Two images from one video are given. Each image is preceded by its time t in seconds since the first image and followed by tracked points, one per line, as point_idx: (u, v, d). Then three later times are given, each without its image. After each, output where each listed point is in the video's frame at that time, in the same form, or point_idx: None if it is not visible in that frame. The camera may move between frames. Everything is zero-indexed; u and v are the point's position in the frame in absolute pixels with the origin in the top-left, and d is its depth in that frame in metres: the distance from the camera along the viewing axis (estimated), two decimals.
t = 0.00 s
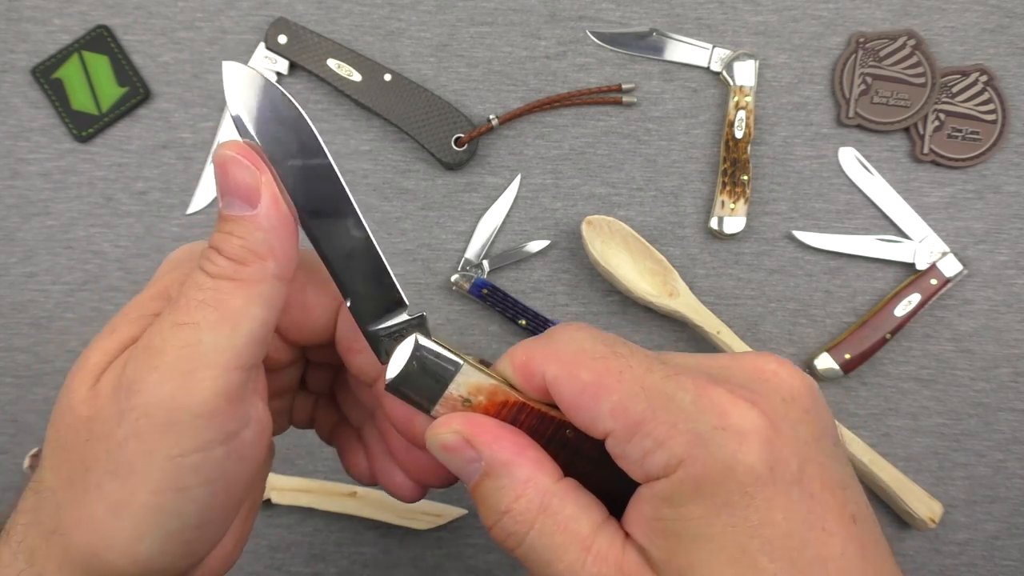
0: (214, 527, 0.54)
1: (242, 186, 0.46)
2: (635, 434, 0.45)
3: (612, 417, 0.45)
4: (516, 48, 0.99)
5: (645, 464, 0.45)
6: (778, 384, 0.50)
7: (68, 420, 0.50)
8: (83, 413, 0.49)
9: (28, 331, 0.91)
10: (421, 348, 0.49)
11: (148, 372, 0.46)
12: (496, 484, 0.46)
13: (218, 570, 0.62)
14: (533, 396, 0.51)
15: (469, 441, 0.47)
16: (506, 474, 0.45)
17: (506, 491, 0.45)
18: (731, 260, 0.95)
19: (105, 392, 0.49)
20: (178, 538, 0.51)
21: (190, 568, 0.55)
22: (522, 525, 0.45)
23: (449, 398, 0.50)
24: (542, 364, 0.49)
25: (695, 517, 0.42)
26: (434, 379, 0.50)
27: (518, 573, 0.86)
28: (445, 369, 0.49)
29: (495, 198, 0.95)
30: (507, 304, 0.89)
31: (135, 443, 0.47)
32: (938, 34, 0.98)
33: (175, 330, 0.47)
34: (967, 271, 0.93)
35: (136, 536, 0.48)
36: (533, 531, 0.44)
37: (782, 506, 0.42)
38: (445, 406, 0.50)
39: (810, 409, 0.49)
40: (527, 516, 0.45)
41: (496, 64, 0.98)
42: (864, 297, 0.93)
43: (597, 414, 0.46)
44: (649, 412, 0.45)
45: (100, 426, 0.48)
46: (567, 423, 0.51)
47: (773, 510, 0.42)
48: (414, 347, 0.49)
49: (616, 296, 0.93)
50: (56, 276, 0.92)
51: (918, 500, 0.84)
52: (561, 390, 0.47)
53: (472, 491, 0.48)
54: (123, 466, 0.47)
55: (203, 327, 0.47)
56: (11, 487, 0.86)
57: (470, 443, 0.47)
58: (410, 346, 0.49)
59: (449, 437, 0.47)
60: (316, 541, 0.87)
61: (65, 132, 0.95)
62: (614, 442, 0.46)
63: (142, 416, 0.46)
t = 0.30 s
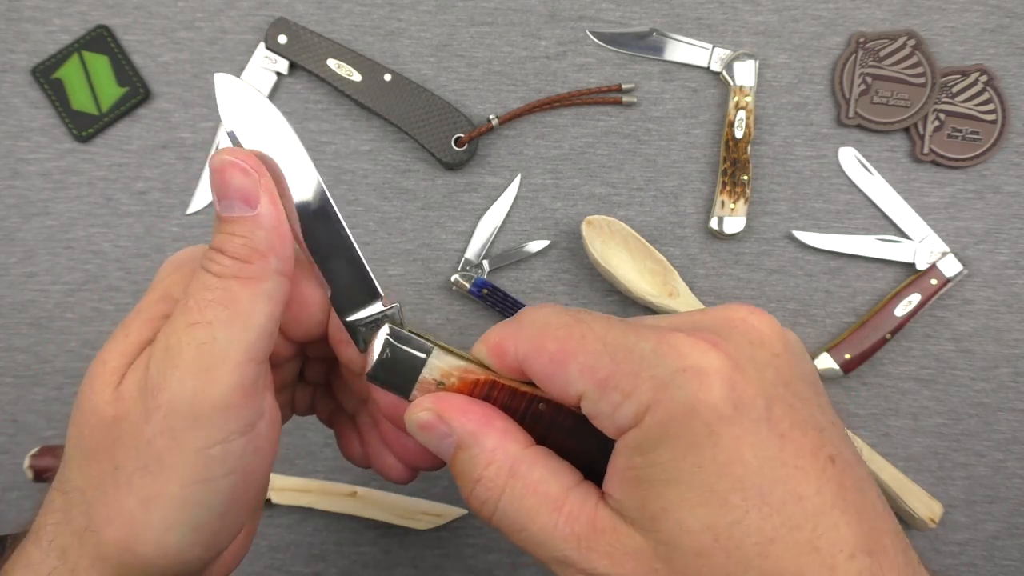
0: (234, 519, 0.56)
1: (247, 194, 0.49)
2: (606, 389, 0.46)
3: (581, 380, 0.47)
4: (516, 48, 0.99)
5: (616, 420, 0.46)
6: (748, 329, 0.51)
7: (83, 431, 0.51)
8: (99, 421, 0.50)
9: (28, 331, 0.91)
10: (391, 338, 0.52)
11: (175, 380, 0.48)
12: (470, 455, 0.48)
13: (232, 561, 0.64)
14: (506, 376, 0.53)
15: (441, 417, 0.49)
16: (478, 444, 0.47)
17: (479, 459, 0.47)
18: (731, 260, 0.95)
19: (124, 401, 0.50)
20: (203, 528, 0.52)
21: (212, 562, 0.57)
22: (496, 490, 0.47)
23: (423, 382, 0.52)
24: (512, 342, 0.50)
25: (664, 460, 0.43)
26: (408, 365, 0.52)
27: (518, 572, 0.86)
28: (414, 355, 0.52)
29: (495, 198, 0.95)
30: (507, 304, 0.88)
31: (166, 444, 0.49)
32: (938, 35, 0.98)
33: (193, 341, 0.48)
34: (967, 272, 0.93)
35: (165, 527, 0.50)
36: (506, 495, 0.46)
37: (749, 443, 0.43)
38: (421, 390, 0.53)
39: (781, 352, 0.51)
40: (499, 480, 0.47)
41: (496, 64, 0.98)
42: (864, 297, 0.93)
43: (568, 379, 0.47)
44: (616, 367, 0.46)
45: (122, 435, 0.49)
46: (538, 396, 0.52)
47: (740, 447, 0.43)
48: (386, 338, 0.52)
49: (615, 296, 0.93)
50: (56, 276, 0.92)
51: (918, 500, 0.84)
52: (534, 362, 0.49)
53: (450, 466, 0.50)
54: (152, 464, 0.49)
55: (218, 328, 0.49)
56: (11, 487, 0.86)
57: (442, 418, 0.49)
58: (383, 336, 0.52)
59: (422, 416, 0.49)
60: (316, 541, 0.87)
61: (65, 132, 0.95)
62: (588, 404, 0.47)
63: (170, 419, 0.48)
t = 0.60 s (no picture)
0: None
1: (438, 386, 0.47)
2: (581, 366, 0.47)
3: (560, 359, 0.48)
4: (516, 48, 0.98)
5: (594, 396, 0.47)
6: (717, 301, 0.50)
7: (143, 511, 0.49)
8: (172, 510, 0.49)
9: (27, 331, 0.91)
10: (388, 340, 0.54)
11: (289, 494, 0.48)
12: (458, 440, 0.49)
13: None
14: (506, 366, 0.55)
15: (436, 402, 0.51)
16: (466, 427, 0.49)
17: (465, 441, 0.48)
18: (731, 260, 0.94)
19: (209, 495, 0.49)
20: None
21: None
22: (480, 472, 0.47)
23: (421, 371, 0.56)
24: (500, 331, 0.53)
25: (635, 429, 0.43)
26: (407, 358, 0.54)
27: (518, 572, 0.86)
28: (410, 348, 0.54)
29: (495, 198, 0.95)
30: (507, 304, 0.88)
31: (255, 550, 0.49)
32: (938, 34, 0.98)
33: (318, 459, 0.48)
34: (967, 271, 0.93)
35: None
36: (487, 476, 0.46)
37: (714, 407, 0.43)
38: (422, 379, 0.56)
39: (750, 323, 0.50)
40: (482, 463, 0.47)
41: (496, 64, 0.98)
42: (864, 297, 0.93)
43: (548, 361, 0.49)
44: (587, 343, 0.47)
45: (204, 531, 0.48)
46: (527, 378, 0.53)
47: (705, 411, 0.43)
48: (384, 340, 0.54)
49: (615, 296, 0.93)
50: (56, 276, 0.92)
51: (918, 500, 0.83)
52: (521, 346, 0.51)
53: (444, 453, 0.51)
54: (231, 554, 0.49)
55: (349, 467, 0.48)
56: (10, 488, 0.86)
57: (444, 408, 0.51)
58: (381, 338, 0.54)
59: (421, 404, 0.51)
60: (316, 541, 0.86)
61: (65, 132, 0.95)
62: (568, 382, 0.48)
63: (270, 525, 0.48)
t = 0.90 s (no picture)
0: None
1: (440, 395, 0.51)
2: (578, 367, 0.48)
3: (559, 362, 0.49)
4: (516, 48, 0.98)
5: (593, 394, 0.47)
6: (706, 291, 0.50)
7: (150, 476, 0.50)
8: (179, 478, 0.50)
9: (27, 332, 0.91)
10: (407, 351, 0.56)
11: (289, 478, 0.50)
12: (483, 449, 0.51)
13: None
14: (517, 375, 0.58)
15: (461, 417, 0.52)
16: (488, 437, 0.51)
17: (489, 449, 0.50)
18: (731, 260, 0.94)
19: (215, 468, 0.50)
20: None
21: None
22: (507, 476, 0.49)
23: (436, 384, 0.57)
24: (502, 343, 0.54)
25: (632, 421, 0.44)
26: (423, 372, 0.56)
27: (518, 572, 0.86)
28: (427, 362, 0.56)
29: (495, 198, 0.95)
30: (507, 304, 0.88)
31: (254, 526, 0.50)
32: (938, 34, 0.98)
33: (319, 449, 0.50)
34: (967, 271, 0.93)
35: None
36: (511, 483, 0.48)
37: (708, 394, 0.43)
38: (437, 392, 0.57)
39: (741, 308, 0.49)
40: (507, 467, 0.49)
41: (496, 64, 0.98)
42: (864, 297, 0.93)
43: (547, 365, 0.50)
44: (581, 342, 0.47)
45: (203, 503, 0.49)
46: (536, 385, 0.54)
47: (699, 398, 0.43)
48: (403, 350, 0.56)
49: (615, 295, 0.93)
50: (56, 276, 0.92)
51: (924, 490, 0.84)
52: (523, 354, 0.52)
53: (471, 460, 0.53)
54: (226, 534, 0.49)
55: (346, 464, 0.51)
56: (10, 488, 0.86)
57: (461, 420, 0.53)
58: (400, 349, 0.56)
59: (449, 418, 0.53)
60: (316, 541, 0.86)
61: (65, 132, 0.95)
62: (568, 384, 0.49)
63: (265, 512, 0.50)
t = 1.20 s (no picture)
0: None
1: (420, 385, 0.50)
2: (644, 306, 0.46)
3: (630, 305, 0.47)
4: (516, 48, 0.98)
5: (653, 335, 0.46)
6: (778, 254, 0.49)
7: (113, 465, 0.49)
8: (139, 466, 0.49)
9: (27, 332, 0.91)
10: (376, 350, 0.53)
11: (249, 456, 0.48)
12: (500, 434, 0.47)
13: None
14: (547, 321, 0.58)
15: (466, 412, 0.48)
16: (504, 422, 0.47)
17: (508, 430, 0.46)
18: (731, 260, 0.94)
19: (175, 450, 0.49)
20: None
21: None
22: (528, 460, 0.45)
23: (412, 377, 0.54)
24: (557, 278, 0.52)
25: (709, 359, 0.42)
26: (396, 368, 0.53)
27: (518, 572, 0.86)
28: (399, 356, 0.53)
29: (495, 198, 0.95)
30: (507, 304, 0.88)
31: (214, 508, 0.48)
32: (938, 34, 0.98)
33: (283, 428, 0.49)
34: (968, 272, 0.93)
35: None
36: (542, 460, 0.44)
37: (788, 351, 0.42)
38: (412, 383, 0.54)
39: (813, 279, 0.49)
40: (533, 442, 0.45)
41: (496, 64, 0.98)
42: (864, 297, 0.93)
43: (609, 308, 0.48)
44: (648, 285, 0.46)
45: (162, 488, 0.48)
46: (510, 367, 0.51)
47: (779, 354, 0.41)
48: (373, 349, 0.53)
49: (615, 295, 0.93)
50: (55, 276, 0.92)
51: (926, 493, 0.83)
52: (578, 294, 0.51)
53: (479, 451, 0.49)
54: (186, 516, 0.48)
55: (312, 449, 0.49)
56: (11, 488, 0.86)
57: (467, 414, 0.48)
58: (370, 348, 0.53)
59: (456, 411, 0.48)
60: (316, 541, 0.87)
61: (65, 132, 0.95)
62: (630, 321, 0.47)
63: (227, 493, 0.48)
